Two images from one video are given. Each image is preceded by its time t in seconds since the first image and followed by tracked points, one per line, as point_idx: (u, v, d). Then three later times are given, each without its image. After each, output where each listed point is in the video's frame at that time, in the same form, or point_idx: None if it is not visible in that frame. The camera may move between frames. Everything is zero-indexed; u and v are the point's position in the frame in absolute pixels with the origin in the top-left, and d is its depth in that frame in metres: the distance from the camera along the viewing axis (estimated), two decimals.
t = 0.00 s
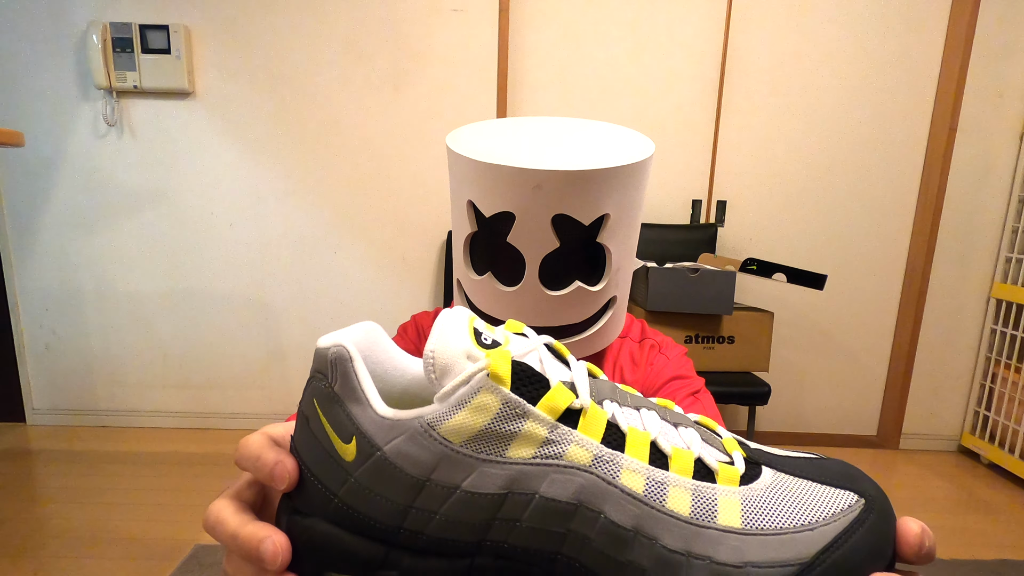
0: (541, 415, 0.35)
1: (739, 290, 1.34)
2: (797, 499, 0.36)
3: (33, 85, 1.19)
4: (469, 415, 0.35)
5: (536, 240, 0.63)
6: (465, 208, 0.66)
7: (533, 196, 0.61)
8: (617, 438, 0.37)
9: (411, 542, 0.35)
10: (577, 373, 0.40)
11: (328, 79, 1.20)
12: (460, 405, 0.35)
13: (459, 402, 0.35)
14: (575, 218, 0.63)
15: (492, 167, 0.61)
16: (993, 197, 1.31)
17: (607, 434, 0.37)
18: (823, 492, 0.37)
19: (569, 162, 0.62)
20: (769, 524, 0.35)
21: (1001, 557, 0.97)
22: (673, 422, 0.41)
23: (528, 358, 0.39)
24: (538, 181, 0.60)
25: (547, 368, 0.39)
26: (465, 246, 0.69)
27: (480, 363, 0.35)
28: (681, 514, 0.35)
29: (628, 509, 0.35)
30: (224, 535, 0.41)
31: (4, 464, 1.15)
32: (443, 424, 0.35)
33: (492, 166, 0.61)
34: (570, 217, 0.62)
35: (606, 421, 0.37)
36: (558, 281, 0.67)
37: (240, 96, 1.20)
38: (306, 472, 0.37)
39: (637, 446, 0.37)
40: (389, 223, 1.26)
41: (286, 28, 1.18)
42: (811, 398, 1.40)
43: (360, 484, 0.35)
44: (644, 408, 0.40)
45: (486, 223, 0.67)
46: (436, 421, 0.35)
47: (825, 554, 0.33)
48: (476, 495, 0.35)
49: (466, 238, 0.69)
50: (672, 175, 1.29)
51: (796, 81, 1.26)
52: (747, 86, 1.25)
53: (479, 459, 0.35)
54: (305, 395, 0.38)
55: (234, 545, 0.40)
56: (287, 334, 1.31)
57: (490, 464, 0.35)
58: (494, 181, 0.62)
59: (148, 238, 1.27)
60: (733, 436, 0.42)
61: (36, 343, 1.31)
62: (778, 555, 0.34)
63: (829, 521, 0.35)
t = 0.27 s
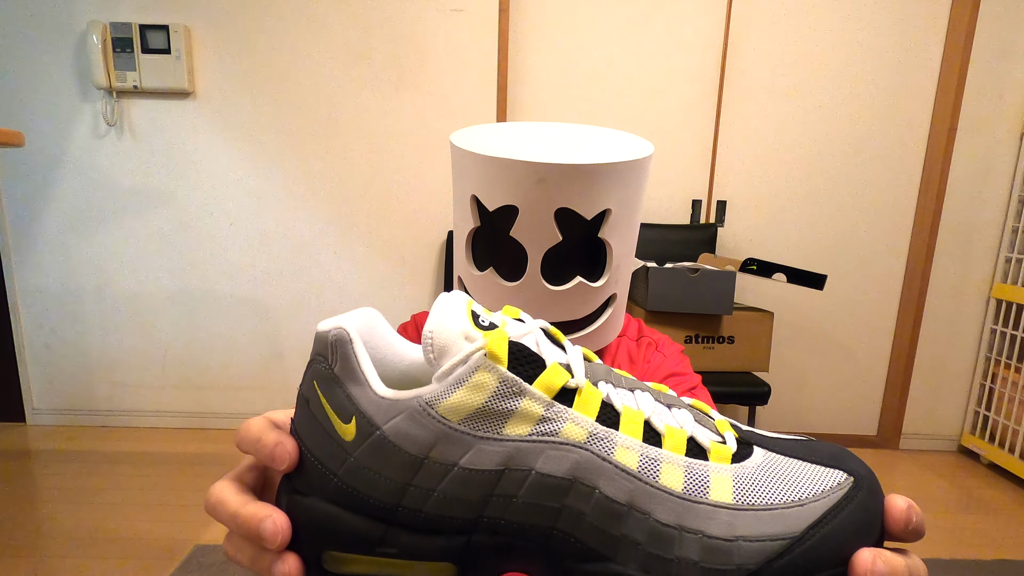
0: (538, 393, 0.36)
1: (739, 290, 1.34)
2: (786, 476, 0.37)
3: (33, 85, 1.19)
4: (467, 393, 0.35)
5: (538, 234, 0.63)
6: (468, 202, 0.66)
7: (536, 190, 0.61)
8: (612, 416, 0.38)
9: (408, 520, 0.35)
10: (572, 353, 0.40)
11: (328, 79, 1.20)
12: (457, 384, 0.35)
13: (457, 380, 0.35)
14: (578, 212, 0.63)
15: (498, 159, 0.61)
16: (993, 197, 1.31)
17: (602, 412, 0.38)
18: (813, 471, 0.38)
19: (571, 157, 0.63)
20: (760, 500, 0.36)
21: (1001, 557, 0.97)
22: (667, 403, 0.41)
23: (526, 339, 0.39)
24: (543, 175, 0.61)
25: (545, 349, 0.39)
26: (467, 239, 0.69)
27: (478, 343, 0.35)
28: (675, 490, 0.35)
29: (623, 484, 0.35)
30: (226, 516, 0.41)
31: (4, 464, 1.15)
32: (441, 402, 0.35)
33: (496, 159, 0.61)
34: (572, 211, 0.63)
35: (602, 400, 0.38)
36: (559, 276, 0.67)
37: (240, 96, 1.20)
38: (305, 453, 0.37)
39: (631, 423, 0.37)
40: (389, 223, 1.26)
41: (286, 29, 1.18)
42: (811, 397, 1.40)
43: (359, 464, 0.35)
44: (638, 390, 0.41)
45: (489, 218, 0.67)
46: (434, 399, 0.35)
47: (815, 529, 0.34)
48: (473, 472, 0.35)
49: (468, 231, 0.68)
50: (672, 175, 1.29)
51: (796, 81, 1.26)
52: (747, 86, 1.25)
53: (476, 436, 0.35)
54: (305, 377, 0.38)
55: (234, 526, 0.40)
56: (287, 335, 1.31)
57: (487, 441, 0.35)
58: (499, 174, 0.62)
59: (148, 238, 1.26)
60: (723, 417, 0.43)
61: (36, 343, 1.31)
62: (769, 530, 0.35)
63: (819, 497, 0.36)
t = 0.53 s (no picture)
0: (545, 365, 0.37)
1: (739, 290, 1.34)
2: (787, 450, 0.38)
3: (33, 86, 1.19)
4: (475, 365, 0.36)
5: (544, 215, 0.64)
6: (478, 182, 0.67)
7: (542, 178, 0.62)
8: (617, 391, 0.39)
9: (417, 491, 0.36)
10: (579, 330, 0.41)
11: (329, 80, 1.20)
12: (466, 357, 0.36)
13: (465, 353, 0.36)
14: (585, 194, 0.64)
15: (508, 142, 0.62)
16: (993, 197, 1.31)
17: (607, 385, 0.39)
18: (812, 446, 0.39)
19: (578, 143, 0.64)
20: (760, 471, 0.37)
21: (1001, 557, 0.97)
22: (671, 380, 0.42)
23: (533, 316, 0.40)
24: (551, 155, 0.62)
25: (552, 326, 0.40)
26: (475, 222, 0.69)
27: (486, 316, 0.36)
28: (678, 460, 0.36)
29: (628, 454, 0.36)
30: (233, 490, 0.41)
31: (4, 464, 1.15)
32: (450, 374, 0.36)
33: (506, 142, 0.62)
34: (578, 192, 0.63)
35: (608, 375, 0.39)
36: (564, 259, 0.68)
37: (240, 97, 1.20)
38: (317, 428, 0.38)
39: (636, 396, 0.38)
40: (389, 223, 1.26)
41: (286, 29, 1.18)
42: (811, 397, 1.40)
43: (369, 436, 0.36)
44: (643, 367, 0.42)
45: (497, 199, 0.68)
46: (444, 372, 0.36)
47: (814, 498, 0.36)
48: (481, 442, 0.36)
49: (475, 215, 0.69)
50: (672, 175, 1.29)
51: (796, 81, 1.26)
52: (747, 86, 1.26)
53: (484, 407, 0.36)
54: (316, 353, 0.40)
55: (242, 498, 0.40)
56: (287, 335, 1.31)
57: (495, 411, 0.36)
58: (508, 156, 0.63)
59: (148, 238, 1.26)
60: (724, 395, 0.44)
61: (37, 343, 1.31)
62: (772, 500, 0.36)
63: (819, 469, 0.37)
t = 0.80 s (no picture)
0: (561, 337, 0.36)
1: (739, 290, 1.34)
2: (797, 422, 0.37)
3: (33, 86, 1.19)
4: (492, 337, 0.35)
5: (552, 207, 0.64)
6: (484, 175, 0.66)
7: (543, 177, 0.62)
8: (629, 363, 0.39)
9: (433, 462, 0.35)
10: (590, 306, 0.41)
11: (328, 80, 1.20)
12: (482, 329, 0.36)
13: (481, 326, 0.36)
14: (591, 186, 0.64)
15: (514, 135, 0.63)
16: (993, 197, 1.31)
17: (619, 358, 0.39)
18: (819, 420, 0.38)
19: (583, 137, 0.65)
20: (772, 442, 0.36)
21: (1000, 557, 0.97)
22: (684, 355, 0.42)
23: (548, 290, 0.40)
24: (559, 148, 0.62)
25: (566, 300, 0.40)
26: (482, 216, 0.68)
27: (502, 291, 0.36)
28: (691, 430, 0.36)
29: (641, 423, 0.35)
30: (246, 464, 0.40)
31: (4, 464, 1.15)
32: (466, 346, 0.35)
33: (513, 135, 0.63)
34: (585, 183, 0.64)
35: (620, 348, 0.39)
36: (569, 252, 0.68)
37: (240, 97, 1.20)
38: (330, 400, 0.37)
39: (647, 367, 0.38)
40: (389, 223, 1.26)
41: (285, 29, 1.18)
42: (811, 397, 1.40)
43: (384, 410, 0.35)
44: (657, 342, 0.42)
45: (504, 193, 0.68)
46: (459, 344, 0.35)
47: (822, 468, 0.35)
48: (497, 413, 0.35)
49: (482, 209, 0.68)
50: (672, 175, 1.28)
51: (796, 80, 1.26)
52: (747, 86, 1.25)
53: (500, 378, 0.36)
54: (330, 329, 0.39)
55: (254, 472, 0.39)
56: (287, 335, 1.31)
57: (512, 382, 0.36)
58: (515, 148, 0.63)
59: (148, 237, 1.26)
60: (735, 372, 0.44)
61: (37, 343, 1.31)
62: (783, 470, 0.35)
63: (830, 440, 0.36)
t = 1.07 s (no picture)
0: (578, 271, 0.39)
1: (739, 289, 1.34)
2: (798, 355, 0.39)
3: (33, 85, 1.19)
4: (512, 271, 0.38)
5: (557, 199, 0.65)
6: (490, 170, 0.67)
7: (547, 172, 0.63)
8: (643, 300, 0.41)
9: (455, 391, 0.36)
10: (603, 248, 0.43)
11: (328, 80, 1.20)
12: (502, 264, 0.38)
13: (501, 260, 0.38)
14: (595, 178, 0.64)
15: (518, 129, 0.63)
16: (993, 197, 1.31)
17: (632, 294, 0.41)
18: (818, 354, 0.39)
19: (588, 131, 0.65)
20: (777, 371, 0.38)
21: (1000, 557, 0.97)
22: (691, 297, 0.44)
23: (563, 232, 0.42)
24: (564, 141, 0.63)
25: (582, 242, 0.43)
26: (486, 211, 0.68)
27: (521, 227, 0.38)
28: (701, 358, 0.38)
29: (653, 350, 0.37)
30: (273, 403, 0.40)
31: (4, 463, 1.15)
32: (488, 279, 0.37)
33: (517, 129, 0.63)
34: (589, 175, 0.64)
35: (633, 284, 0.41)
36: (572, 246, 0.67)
37: (240, 97, 1.20)
38: (353, 335, 0.38)
39: (660, 301, 0.40)
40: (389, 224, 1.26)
41: (285, 30, 1.18)
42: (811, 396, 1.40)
43: (407, 342, 0.37)
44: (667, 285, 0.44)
45: (509, 188, 0.67)
46: (480, 278, 0.37)
47: (827, 395, 0.36)
48: (517, 341, 0.37)
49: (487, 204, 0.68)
50: (672, 176, 1.28)
51: (795, 80, 1.26)
52: (747, 86, 1.26)
53: (520, 310, 0.38)
54: (352, 270, 0.40)
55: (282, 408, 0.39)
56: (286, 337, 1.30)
57: (529, 311, 0.38)
58: (520, 142, 0.64)
59: (149, 236, 1.26)
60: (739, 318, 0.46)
61: (36, 342, 1.31)
62: (786, 394, 0.37)
63: (829, 370, 0.38)
